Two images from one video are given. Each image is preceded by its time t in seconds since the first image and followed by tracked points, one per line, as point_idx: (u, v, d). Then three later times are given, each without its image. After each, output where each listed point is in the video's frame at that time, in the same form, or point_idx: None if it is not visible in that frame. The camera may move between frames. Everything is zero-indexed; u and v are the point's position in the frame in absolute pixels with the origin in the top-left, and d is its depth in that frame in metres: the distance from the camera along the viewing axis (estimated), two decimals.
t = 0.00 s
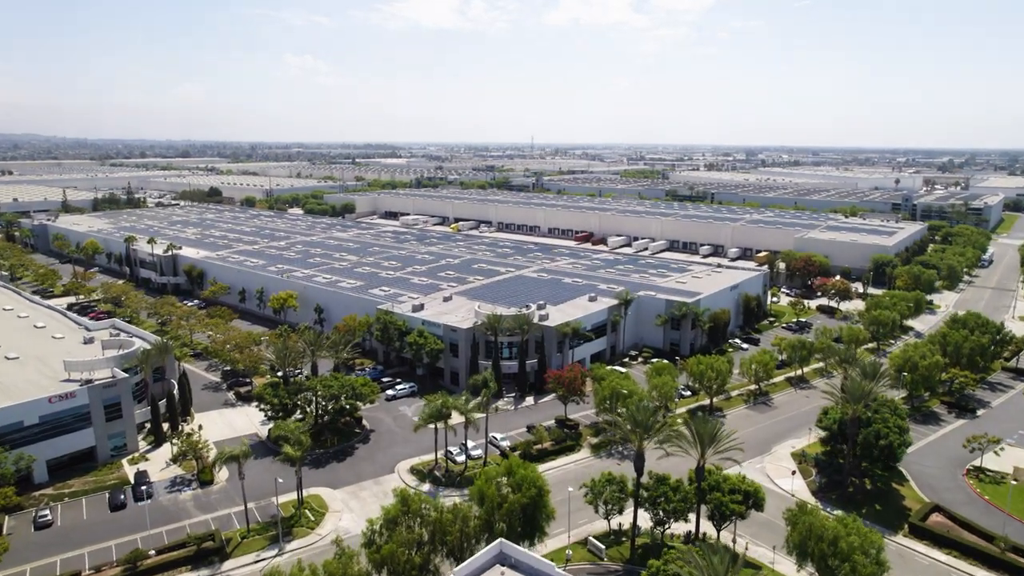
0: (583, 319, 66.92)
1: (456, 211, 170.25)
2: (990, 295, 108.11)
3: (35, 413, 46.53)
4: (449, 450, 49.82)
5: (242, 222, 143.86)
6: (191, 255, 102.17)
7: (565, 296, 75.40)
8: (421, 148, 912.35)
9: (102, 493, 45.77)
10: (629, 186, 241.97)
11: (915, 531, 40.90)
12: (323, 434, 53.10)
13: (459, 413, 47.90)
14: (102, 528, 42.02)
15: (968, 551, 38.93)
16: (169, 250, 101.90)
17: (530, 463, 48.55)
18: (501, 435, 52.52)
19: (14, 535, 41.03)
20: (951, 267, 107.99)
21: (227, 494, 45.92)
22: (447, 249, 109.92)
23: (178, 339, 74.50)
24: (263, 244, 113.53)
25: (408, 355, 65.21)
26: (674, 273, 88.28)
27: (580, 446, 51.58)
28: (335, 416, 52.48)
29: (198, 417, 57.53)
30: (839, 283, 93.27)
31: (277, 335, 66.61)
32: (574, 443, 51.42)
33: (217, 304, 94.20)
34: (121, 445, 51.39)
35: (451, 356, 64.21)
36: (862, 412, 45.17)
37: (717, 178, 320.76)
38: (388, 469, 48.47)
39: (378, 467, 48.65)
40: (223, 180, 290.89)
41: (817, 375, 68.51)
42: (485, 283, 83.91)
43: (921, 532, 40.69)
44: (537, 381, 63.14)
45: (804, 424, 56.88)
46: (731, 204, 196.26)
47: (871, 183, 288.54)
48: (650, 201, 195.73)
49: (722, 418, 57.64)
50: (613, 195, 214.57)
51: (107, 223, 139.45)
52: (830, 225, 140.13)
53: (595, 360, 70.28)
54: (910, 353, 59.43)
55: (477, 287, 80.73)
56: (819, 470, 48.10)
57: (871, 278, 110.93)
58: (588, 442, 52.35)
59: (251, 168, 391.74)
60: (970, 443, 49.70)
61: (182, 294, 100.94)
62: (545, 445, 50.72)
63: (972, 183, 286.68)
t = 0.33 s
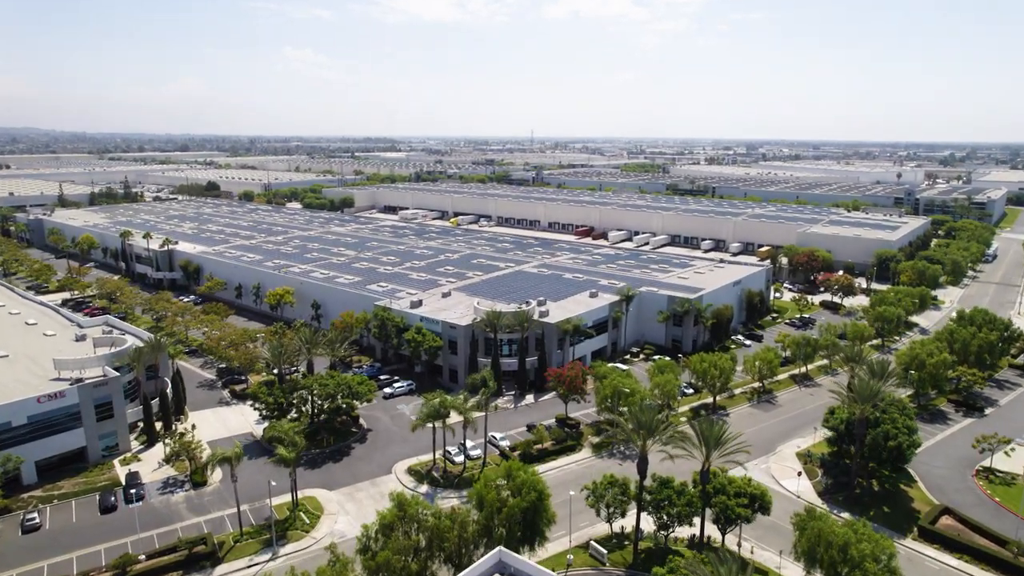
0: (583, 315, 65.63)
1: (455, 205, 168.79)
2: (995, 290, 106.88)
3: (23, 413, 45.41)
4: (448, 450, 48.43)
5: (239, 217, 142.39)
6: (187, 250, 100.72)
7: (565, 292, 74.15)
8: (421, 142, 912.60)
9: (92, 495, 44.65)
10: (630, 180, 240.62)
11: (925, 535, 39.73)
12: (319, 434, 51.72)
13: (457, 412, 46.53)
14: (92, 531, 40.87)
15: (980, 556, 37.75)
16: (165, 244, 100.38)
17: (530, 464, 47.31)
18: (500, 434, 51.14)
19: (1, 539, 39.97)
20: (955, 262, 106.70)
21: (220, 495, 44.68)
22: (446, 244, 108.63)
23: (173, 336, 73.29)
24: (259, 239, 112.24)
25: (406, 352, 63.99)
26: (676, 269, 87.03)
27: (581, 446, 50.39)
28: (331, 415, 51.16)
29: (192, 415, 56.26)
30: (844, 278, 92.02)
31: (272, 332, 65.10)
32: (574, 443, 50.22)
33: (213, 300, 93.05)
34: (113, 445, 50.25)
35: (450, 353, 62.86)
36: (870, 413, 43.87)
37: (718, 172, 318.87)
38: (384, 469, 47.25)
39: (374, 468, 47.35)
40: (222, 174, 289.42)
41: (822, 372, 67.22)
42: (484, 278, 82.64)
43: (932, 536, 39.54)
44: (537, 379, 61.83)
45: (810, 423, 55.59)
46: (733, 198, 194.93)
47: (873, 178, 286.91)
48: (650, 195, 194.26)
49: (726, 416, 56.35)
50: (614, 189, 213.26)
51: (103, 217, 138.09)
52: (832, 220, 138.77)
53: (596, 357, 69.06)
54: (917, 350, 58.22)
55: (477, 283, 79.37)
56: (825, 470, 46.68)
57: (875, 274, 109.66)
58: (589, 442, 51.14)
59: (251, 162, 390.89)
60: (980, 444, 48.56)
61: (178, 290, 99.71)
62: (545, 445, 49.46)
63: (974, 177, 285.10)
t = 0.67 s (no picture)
0: (591, 287, 56.86)
1: (450, 157, 157.91)
2: None
3: None
4: (431, 456, 39.93)
5: (217, 171, 132.02)
6: (151, 208, 90.68)
7: (571, 258, 65.14)
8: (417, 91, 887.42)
9: None
10: (634, 130, 228.55)
11: None
12: (280, 434, 42.27)
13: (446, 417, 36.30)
14: None
15: None
16: (128, 203, 89.87)
17: (531, 473, 39.08)
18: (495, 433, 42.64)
19: None
20: (995, 221, 97.36)
21: (154, 518, 36.34)
22: (438, 201, 99.00)
23: (125, 310, 64.46)
24: (233, 196, 102.52)
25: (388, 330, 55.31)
26: (693, 230, 77.81)
27: (591, 446, 42.27)
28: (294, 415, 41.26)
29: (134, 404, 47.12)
30: (879, 241, 82.96)
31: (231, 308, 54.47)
32: (583, 444, 42.10)
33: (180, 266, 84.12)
34: (29, 453, 41.81)
35: (438, 332, 54.25)
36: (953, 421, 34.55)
37: (724, 123, 306.11)
38: (356, 483, 38.06)
39: (345, 481, 38.21)
40: (206, 124, 276.46)
41: (862, 352, 58.51)
42: (479, 241, 73.47)
43: None
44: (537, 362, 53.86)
45: (861, 415, 47.02)
46: (744, 150, 184.10)
47: (887, 128, 274.22)
48: (657, 146, 183.05)
49: (759, 407, 48.08)
50: (618, 140, 201.68)
51: (69, 171, 127.87)
52: (855, 173, 128.71)
53: (605, 334, 60.56)
54: (985, 331, 49.66)
55: (470, 247, 70.04)
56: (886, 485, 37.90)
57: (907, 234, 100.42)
58: (600, 440, 42.89)
59: (239, 112, 375.95)
60: None
61: (143, 253, 90.63)
62: (548, 447, 41.15)
63: (994, 127, 272.53)
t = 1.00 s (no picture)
0: (608, 250, 47.53)
1: (442, 96, 145.16)
2: None
3: None
4: (405, 479, 32.84)
5: (184, 111, 120.06)
6: (98, 153, 80.87)
7: (576, 211, 55.46)
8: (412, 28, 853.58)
9: None
10: (641, 67, 213.77)
11: None
12: (212, 449, 35.08)
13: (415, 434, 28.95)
14: None
15: None
16: (70, 146, 79.68)
17: (533, 503, 31.84)
18: (487, 445, 35.44)
19: None
20: None
21: None
22: (426, 143, 88.28)
23: (54, 276, 55.29)
24: (195, 138, 91.58)
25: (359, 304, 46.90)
26: (718, 178, 67.88)
27: (609, 462, 34.96)
28: (220, 424, 33.91)
29: (34, 401, 39.19)
30: (928, 192, 73.26)
31: (151, 284, 45.69)
32: (600, 460, 34.47)
33: (129, 220, 75.09)
34: None
35: (418, 307, 46.18)
36: None
37: (735, 60, 289.50)
38: (301, 516, 31.17)
39: (292, 514, 31.24)
40: (184, 62, 260.58)
41: (928, 326, 50.59)
42: (469, 189, 63.53)
43: None
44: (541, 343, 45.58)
45: (944, 413, 39.30)
46: (760, 87, 171.21)
47: (909, 65, 258.33)
48: (667, 84, 169.82)
49: (814, 402, 40.85)
50: (623, 77, 187.86)
51: (19, 110, 116.07)
52: (888, 113, 117.40)
53: (622, 303, 51.97)
54: None
55: (460, 198, 60.01)
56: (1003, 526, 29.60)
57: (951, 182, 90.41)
58: (621, 453, 35.56)
59: (223, 49, 357.72)
60: None
61: (90, 204, 80.67)
62: (555, 465, 33.82)
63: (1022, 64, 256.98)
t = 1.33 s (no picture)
0: (612, 243, 45.68)
1: (440, 84, 142.46)
2: None
3: None
4: (398, 489, 31.20)
5: (177, 99, 117.57)
6: (86, 142, 78.78)
7: (578, 202, 53.55)
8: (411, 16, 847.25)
9: None
10: (643, 55, 210.65)
11: None
12: (194, 457, 33.41)
13: (407, 444, 27.21)
14: None
15: None
16: (57, 134, 77.62)
17: (534, 514, 30.26)
18: (485, 451, 33.79)
19: None
20: None
21: None
22: (423, 132, 86.11)
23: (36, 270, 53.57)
24: (187, 127, 89.38)
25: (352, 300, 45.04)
26: (725, 167, 65.88)
27: (614, 469, 33.41)
28: (202, 430, 32.24)
29: (9, 402, 37.97)
30: (940, 182, 71.29)
31: (134, 280, 43.99)
32: (605, 467, 32.92)
33: (117, 210, 73.09)
34: None
35: (413, 303, 44.35)
36: None
37: (738, 47, 286.11)
38: (288, 528, 29.53)
39: (278, 526, 29.56)
40: (180, 49, 257.28)
41: (945, 323, 48.97)
42: (467, 179, 61.54)
43: None
44: (542, 341, 43.86)
45: (965, 417, 37.99)
46: (764, 75, 168.54)
47: (914, 53, 254.68)
48: (669, 72, 167.00)
49: (829, 403, 39.38)
50: (625, 65, 184.86)
51: (8, 98, 113.66)
52: (896, 101, 115.06)
53: (625, 298, 50.14)
54: None
55: (458, 188, 57.87)
56: None
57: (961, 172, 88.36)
58: (627, 460, 34.02)
59: (220, 37, 354.18)
60: None
61: (79, 195, 78.73)
62: (557, 473, 32.19)
63: None
